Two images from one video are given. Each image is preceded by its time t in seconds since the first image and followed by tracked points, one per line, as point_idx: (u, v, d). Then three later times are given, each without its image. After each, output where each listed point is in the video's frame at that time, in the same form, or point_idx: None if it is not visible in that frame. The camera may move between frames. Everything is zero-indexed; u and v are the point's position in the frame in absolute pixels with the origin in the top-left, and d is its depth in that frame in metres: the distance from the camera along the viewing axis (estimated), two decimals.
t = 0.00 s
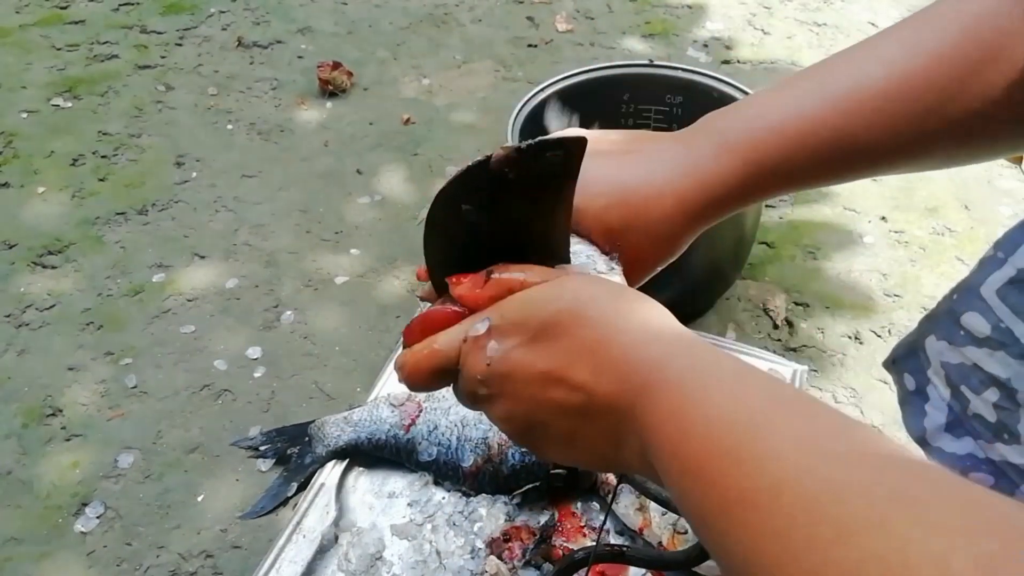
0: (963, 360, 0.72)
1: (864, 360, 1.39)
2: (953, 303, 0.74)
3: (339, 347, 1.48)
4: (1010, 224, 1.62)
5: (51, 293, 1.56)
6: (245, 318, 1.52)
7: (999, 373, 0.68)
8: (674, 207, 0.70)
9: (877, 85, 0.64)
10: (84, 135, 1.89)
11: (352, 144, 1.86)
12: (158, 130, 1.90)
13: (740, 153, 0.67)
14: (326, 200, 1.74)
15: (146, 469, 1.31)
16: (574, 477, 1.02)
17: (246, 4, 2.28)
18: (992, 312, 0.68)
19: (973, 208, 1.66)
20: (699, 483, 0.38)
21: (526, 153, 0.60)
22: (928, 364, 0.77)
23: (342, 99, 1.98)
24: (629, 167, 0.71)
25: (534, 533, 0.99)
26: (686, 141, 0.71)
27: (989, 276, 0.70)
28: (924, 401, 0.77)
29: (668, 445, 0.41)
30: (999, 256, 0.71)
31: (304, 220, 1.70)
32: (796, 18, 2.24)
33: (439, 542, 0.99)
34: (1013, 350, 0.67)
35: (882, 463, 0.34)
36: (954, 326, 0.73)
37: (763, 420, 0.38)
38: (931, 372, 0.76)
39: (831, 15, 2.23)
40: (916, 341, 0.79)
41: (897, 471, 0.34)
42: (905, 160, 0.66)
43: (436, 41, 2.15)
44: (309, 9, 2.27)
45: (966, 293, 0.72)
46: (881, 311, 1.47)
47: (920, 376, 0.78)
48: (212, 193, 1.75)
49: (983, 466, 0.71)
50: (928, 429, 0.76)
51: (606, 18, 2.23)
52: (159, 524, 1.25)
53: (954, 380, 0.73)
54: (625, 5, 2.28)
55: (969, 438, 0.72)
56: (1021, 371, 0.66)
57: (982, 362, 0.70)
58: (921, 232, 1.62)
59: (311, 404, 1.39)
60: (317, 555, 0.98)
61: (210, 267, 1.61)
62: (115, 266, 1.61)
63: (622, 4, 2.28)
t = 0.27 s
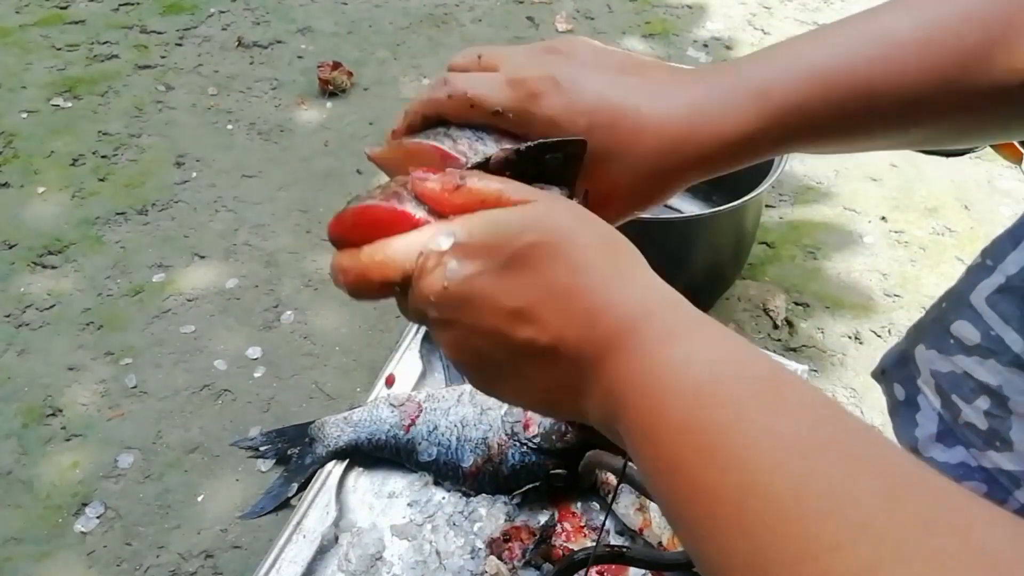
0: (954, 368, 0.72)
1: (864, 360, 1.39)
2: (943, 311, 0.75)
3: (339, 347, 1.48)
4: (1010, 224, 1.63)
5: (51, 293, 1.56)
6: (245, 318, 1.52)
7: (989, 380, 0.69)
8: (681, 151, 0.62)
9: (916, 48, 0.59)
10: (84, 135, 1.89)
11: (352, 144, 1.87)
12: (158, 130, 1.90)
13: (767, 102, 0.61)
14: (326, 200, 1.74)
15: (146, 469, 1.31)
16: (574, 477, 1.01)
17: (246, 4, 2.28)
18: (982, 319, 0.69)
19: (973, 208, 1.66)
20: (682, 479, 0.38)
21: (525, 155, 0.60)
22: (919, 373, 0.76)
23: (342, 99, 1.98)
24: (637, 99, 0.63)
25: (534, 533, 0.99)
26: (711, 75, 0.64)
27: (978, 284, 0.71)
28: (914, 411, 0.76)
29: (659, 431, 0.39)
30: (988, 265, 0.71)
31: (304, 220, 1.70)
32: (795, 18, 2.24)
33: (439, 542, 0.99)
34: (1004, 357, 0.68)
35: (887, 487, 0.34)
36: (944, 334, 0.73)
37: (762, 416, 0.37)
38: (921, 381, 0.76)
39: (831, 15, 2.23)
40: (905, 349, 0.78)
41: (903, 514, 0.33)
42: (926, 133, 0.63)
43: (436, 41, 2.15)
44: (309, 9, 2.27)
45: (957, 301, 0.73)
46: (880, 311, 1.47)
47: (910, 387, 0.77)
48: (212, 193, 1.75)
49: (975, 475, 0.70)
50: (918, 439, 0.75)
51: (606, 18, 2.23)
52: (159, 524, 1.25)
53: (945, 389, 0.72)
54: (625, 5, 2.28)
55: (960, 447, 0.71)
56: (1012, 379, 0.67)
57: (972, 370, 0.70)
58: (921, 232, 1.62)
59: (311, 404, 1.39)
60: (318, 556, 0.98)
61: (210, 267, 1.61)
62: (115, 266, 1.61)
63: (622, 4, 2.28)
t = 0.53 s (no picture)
0: (961, 359, 0.72)
1: (864, 360, 1.39)
2: (951, 302, 0.75)
3: (339, 347, 1.48)
4: (1010, 224, 1.63)
5: (51, 293, 1.56)
6: (245, 317, 1.52)
7: (994, 371, 0.69)
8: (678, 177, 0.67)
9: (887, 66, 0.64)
10: (84, 135, 1.89)
11: (352, 144, 1.87)
12: (158, 130, 1.90)
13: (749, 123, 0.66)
14: (326, 200, 1.74)
15: (146, 469, 1.31)
16: (574, 477, 1.02)
17: (246, 4, 2.28)
18: (988, 311, 0.69)
19: (973, 208, 1.66)
20: (685, 473, 0.39)
21: (528, 154, 0.59)
22: (928, 364, 0.76)
23: (342, 99, 1.98)
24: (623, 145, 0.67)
25: (534, 533, 0.99)
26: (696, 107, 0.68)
27: (986, 275, 0.71)
28: (922, 401, 0.76)
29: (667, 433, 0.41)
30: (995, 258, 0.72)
31: (304, 220, 1.70)
32: (795, 18, 2.24)
33: (439, 542, 0.99)
34: (1010, 349, 0.68)
35: (871, 455, 0.36)
36: (951, 325, 0.74)
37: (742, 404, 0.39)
38: (929, 372, 0.76)
39: (831, 15, 2.23)
40: (915, 340, 0.78)
41: (883, 475, 0.35)
42: (915, 140, 0.67)
43: (436, 41, 2.15)
44: (309, 9, 2.27)
45: (963, 293, 0.73)
46: (880, 311, 1.47)
47: (918, 376, 0.77)
48: (212, 193, 1.75)
49: (980, 467, 0.70)
50: (926, 429, 0.75)
51: (606, 18, 2.23)
52: (159, 524, 1.25)
53: (952, 379, 0.73)
54: (625, 5, 2.28)
55: (967, 437, 0.72)
56: (1016, 370, 0.67)
57: (979, 362, 0.70)
58: (921, 232, 1.62)
59: (311, 404, 1.39)
60: (318, 556, 0.98)
61: (211, 267, 1.61)
62: (115, 266, 1.61)
63: (622, 4, 2.28)
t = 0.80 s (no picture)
0: (964, 358, 0.72)
1: (864, 360, 1.39)
2: (953, 300, 0.75)
3: (339, 347, 1.48)
4: (1010, 224, 1.62)
5: (51, 293, 1.56)
6: (245, 317, 1.52)
7: (998, 371, 0.69)
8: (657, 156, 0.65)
9: (854, 40, 0.63)
10: (84, 135, 1.89)
11: (352, 144, 1.86)
12: (158, 130, 1.90)
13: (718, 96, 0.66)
14: (326, 200, 1.74)
15: (146, 469, 1.31)
16: (574, 477, 1.02)
17: (246, 4, 2.28)
18: (993, 310, 0.70)
19: (973, 208, 1.66)
20: (683, 507, 0.37)
21: (526, 155, 0.59)
22: (930, 361, 0.76)
23: (342, 99, 1.98)
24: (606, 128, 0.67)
25: (534, 533, 0.99)
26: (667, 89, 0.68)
27: (988, 274, 0.71)
28: (924, 398, 0.77)
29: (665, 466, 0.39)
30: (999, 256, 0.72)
31: (304, 220, 1.70)
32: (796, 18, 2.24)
33: (439, 542, 0.99)
34: (1013, 348, 0.68)
35: (862, 481, 0.34)
36: (954, 323, 0.74)
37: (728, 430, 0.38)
38: (932, 369, 0.76)
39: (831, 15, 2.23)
40: (917, 338, 0.78)
41: (885, 497, 0.33)
42: (875, 122, 0.66)
43: (436, 41, 2.15)
44: (309, 9, 2.27)
45: (965, 291, 0.73)
46: (880, 311, 1.47)
47: (921, 374, 0.77)
48: (212, 193, 1.75)
49: (983, 464, 0.71)
50: (928, 426, 0.76)
51: (606, 17, 2.23)
52: (159, 524, 1.25)
53: (955, 379, 0.73)
54: (625, 5, 2.28)
55: (969, 435, 0.72)
56: (1020, 369, 0.68)
57: (982, 360, 0.70)
58: (921, 232, 1.62)
59: (311, 404, 1.39)
60: (318, 556, 0.98)
61: (211, 267, 1.61)
62: (115, 266, 1.61)
63: (622, 4, 2.28)
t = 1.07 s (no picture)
0: (967, 354, 0.72)
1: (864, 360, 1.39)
2: (955, 297, 0.76)
3: (339, 347, 1.48)
4: (1010, 224, 1.62)
5: (51, 293, 1.57)
6: (245, 317, 1.52)
7: (1003, 366, 0.69)
8: (758, 169, 0.67)
9: (963, 71, 0.65)
10: (84, 135, 1.89)
11: (352, 144, 1.87)
12: (158, 130, 1.90)
13: (832, 122, 0.67)
14: (326, 200, 1.74)
15: (146, 469, 1.31)
16: (574, 477, 1.01)
17: (246, 4, 2.28)
18: (997, 305, 0.71)
19: (973, 208, 1.66)
20: (768, 451, 0.39)
21: (525, 155, 0.60)
22: (931, 360, 0.75)
23: (342, 99, 1.98)
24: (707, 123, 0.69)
25: (534, 533, 0.99)
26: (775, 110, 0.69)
27: (992, 270, 0.73)
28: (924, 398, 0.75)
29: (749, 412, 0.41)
30: (1004, 252, 0.73)
31: (304, 220, 1.70)
32: (795, 18, 2.24)
33: (439, 542, 0.99)
34: (1017, 343, 0.69)
35: (959, 438, 0.35)
36: (958, 320, 0.74)
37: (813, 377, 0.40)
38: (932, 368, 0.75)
39: (830, 16, 2.24)
40: (919, 337, 0.78)
41: (981, 456, 0.34)
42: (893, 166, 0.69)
43: (436, 41, 2.15)
44: (309, 9, 2.27)
45: (970, 287, 0.74)
46: (880, 311, 1.47)
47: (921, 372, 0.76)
48: (212, 193, 1.75)
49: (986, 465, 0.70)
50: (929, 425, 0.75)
51: (606, 17, 2.23)
52: (159, 524, 1.25)
53: (958, 375, 0.72)
54: (625, 5, 2.28)
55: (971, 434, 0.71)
56: None
57: (985, 356, 0.71)
58: (921, 232, 1.62)
59: (311, 404, 1.39)
60: (317, 556, 0.98)
61: (211, 267, 1.61)
62: (115, 266, 1.61)
63: (622, 4, 2.28)
